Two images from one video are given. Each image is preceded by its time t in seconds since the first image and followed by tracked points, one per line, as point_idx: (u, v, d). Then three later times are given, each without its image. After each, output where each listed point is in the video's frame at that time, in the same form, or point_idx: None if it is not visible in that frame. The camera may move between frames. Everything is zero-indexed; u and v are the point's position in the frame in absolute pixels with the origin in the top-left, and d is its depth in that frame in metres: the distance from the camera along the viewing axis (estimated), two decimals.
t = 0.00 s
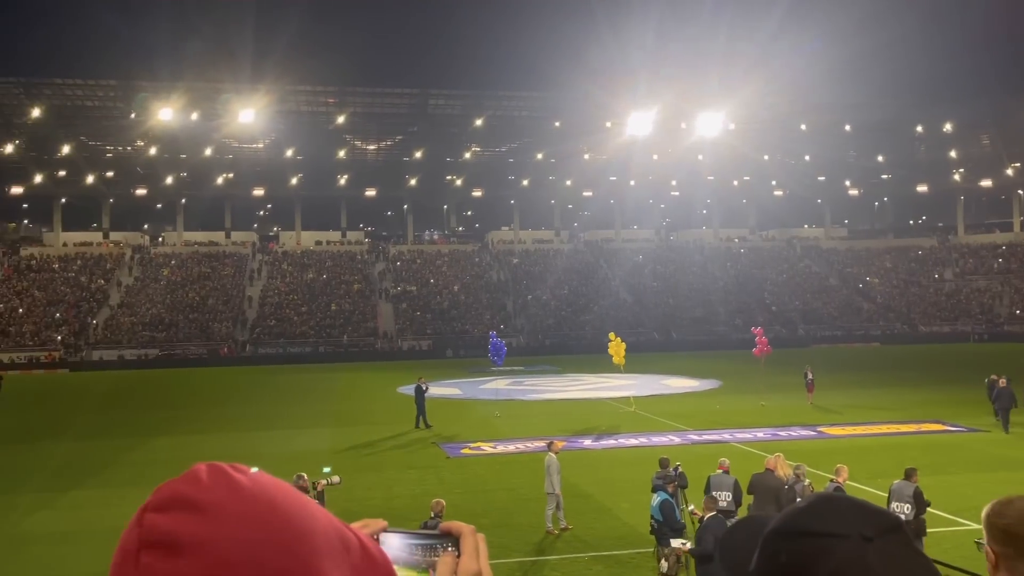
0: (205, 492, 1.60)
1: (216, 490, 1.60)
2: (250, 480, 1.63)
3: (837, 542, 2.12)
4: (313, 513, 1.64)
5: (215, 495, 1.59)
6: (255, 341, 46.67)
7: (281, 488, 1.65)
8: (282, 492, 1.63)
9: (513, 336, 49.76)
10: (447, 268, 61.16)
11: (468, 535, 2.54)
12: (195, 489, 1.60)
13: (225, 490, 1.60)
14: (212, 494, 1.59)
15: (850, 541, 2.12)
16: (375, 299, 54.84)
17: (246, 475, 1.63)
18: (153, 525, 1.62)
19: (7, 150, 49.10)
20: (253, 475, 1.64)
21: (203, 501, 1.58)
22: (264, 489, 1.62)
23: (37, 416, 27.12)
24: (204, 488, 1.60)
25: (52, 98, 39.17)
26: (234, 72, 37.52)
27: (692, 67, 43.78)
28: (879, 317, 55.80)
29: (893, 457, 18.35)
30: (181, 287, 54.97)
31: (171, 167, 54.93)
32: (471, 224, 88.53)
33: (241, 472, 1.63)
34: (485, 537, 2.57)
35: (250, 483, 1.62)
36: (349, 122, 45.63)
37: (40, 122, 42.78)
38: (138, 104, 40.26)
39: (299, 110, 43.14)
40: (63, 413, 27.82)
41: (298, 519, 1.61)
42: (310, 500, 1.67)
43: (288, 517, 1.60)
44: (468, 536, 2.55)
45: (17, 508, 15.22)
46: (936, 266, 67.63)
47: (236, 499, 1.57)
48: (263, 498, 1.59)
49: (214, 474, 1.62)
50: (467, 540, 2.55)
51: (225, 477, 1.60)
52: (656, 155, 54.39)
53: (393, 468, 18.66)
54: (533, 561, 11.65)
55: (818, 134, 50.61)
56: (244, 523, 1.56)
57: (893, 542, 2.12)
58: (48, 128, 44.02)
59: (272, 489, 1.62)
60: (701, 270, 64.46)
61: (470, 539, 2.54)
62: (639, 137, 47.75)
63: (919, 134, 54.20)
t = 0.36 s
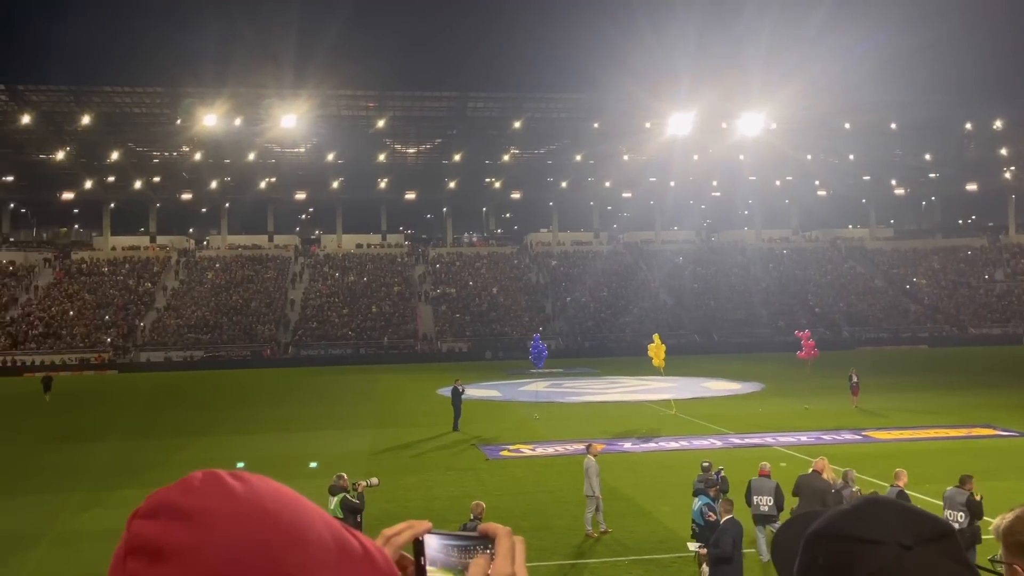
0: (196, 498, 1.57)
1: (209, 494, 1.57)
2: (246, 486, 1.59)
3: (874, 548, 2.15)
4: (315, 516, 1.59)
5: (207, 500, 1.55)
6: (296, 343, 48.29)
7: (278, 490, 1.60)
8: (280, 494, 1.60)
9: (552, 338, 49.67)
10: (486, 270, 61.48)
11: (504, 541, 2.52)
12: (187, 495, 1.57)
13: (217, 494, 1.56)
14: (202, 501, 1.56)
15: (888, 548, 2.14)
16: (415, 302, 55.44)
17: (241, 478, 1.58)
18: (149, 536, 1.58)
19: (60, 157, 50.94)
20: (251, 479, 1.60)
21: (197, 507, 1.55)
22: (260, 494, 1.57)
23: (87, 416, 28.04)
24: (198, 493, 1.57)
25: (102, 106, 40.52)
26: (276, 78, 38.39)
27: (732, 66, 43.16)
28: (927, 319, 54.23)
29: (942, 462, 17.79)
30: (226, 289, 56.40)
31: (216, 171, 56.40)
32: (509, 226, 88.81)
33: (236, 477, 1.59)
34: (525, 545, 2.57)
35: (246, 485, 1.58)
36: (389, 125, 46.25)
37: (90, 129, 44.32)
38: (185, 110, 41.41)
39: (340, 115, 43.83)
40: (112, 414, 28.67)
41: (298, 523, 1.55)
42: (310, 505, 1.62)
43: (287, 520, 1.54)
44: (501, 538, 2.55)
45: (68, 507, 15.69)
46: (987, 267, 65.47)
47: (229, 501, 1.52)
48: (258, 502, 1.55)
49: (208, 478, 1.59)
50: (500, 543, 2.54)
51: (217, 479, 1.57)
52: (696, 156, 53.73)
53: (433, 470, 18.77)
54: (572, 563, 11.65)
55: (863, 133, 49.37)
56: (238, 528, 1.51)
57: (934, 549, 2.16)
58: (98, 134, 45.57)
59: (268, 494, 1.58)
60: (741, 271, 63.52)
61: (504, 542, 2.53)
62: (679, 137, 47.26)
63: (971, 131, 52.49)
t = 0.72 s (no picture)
0: (188, 510, 1.47)
1: (201, 505, 1.47)
2: (242, 495, 1.49)
3: (907, 554, 2.14)
4: (316, 520, 1.48)
5: (199, 512, 1.46)
6: (339, 344, 48.91)
7: (275, 497, 1.50)
8: (278, 504, 1.48)
9: (591, 340, 49.47)
10: (524, 272, 61.60)
11: (540, 541, 2.49)
12: (177, 506, 1.48)
13: (212, 506, 1.47)
14: (193, 514, 1.46)
15: (922, 554, 2.12)
16: (454, 304, 55.90)
17: (237, 486, 1.49)
18: (137, 552, 1.48)
19: (109, 163, 52.69)
20: (247, 486, 1.52)
21: (186, 519, 1.45)
22: (256, 501, 1.48)
23: (136, 417, 28.91)
24: (190, 501, 1.48)
25: (150, 112, 41.80)
26: (317, 84, 39.20)
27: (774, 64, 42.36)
28: (978, 321, 52.56)
29: (995, 469, 17.15)
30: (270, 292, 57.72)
31: (259, 176, 57.76)
32: (548, 228, 88.88)
33: (231, 484, 1.50)
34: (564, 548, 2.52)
35: (242, 492, 1.50)
36: (428, 128, 46.70)
37: (139, 135, 45.81)
38: (229, 115, 42.49)
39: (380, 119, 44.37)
40: (159, 415, 29.49)
41: (295, 528, 1.45)
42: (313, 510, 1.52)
43: (283, 525, 1.44)
44: (535, 537, 2.51)
45: (117, 504, 16.14)
46: None
47: (219, 516, 1.42)
48: (253, 515, 1.44)
49: (201, 488, 1.50)
50: (535, 541, 2.50)
51: (211, 486, 1.49)
52: (737, 156, 52.94)
53: (472, 472, 18.84)
54: (612, 566, 11.60)
55: (911, 131, 47.99)
56: (230, 532, 1.41)
57: (971, 555, 2.13)
58: (146, 141, 47.06)
59: (265, 502, 1.47)
60: (783, 273, 62.47)
61: (538, 541, 2.50)
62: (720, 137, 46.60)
63: None
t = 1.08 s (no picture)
0: (201, 535, 1.54)
1: (211, 533, 1.53)
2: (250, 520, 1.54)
3: None
4: (327, 512, 1.59)
5: (209, 538, 1.52)
6: (390, 346, 49.77)
7: (285, 501, 1.60)
8: (284, 525, 1.53)
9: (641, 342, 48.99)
10: (573, 274, 61.48)
11: (597, 541, 2.26)
12: (193, 528, 1.55)
13: (223, 531, 1.53)
14: (205, 539, 1.52)
15: None
16: (503, 306, 56.20)
17: (246, 512, 1.55)
18: None
19: (169, 168, 54.73)
20: (259, 503, 1.58)
21: (198, 540, 1.53)
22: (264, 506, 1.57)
23: (194, 418, 29.81)
24: (202, 525, 1.55)
25: (206, 119, 43.26)
26: (367, 88, 40.05)
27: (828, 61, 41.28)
28: None
29: None
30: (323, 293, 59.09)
31: (312, 180, 59.24)
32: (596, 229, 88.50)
33: (242, 510, 1.56)
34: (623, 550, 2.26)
35: (250, 504, 1.58)
36: (478, 131, 47.15)
37: (196, 141, 47.46)
38: (282, 121, 43.75)
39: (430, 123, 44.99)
40: (215, 416, 30.32)
41: (310, 519, 1.56)
42: (327, 503, 1.63)
43: (296, 520, 1.55)
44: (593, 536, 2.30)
45: (176, 501, 16.60)
46: None
47: (227, 543, 1.48)
48: (260, 540, 1.50)
49: (215, 508, 1.56)
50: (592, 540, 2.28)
51: (221, 508, 1.55)
52: (790, 155, 51.81)
53: (520, 473, 18.92)
54: (662, 570, 11.46)
55: (975, 127, 46.10)
56: (242, 539, 1.50)
57: None
58: (204, 146, 48.75)
59: (271, 525, 1.53)
60: (839, 274, 60.87)
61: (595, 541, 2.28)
62: (772, 136, 45.63)
63: None
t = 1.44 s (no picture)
0: (226, 550, 1.57)
1: (237, 546, 1.56)
2: (273, 527, 1.57)
3: None
4: (347, 507, 1.64)
5: (233, 552, 1.55)
6: (439, 346, 50.48)
7: (301, 503, 1.64)
8: (307, 529, 1.56)
9: (691, 342, 48.33)
10: (622, 274, 61.06)
11: (650, 498, 2.19)
12: (220, 541, 1.59)
13: (248, 542, 1.56)
14: (230, 553, 1.55)
15: None
16: (551, 306, 56.19)
17: (271, 516, 1.59)
18: None
19: (225, 171, 56.49)
20: (279, 507, 1.62)
21: (220, 552, 1.57)
22: (282, 509, 1.61)
23: (249, 417, 30.62)
24: (229, 537, 1.58)
25: (260, 123, 44.53)
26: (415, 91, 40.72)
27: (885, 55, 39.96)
28: None
29: None
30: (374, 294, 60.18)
31: (362, 182, 60.43)
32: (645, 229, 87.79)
33: (266, 516, 1.60)
34: (681, 503, 2.20)
35: (268, 514, 1.60)
36: (526, 132, 47.32)
37: (250, 145, 48.87)
38: (334, 124, 44.77)
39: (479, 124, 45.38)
40: (269, 415, 31.05)
41: (329, 515, 1.61)
42: (344, 497, 1.67)
43: (316, 520, 1.59)
44: (644, 491, 2.25)
45: (233, 498, 17.10)
46: None
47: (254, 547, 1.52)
48: (291, 540, 1.54)
49: (244, 518, 1.61)
50: (644, 494, 2.23)
51: (246, 518, 1.59)
52: (844, 152, 50.45)
53: (568, 474, 18.94)
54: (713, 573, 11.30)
55: None
56: (261, 542, 1.54)
57: None
58: (258, 150, 50.20)
59: (297, 524, 1.57)
60: (896, 274, 59.07)
61: (646, 496, 2.23)
62: (826, 132, 44.46)
63: None
